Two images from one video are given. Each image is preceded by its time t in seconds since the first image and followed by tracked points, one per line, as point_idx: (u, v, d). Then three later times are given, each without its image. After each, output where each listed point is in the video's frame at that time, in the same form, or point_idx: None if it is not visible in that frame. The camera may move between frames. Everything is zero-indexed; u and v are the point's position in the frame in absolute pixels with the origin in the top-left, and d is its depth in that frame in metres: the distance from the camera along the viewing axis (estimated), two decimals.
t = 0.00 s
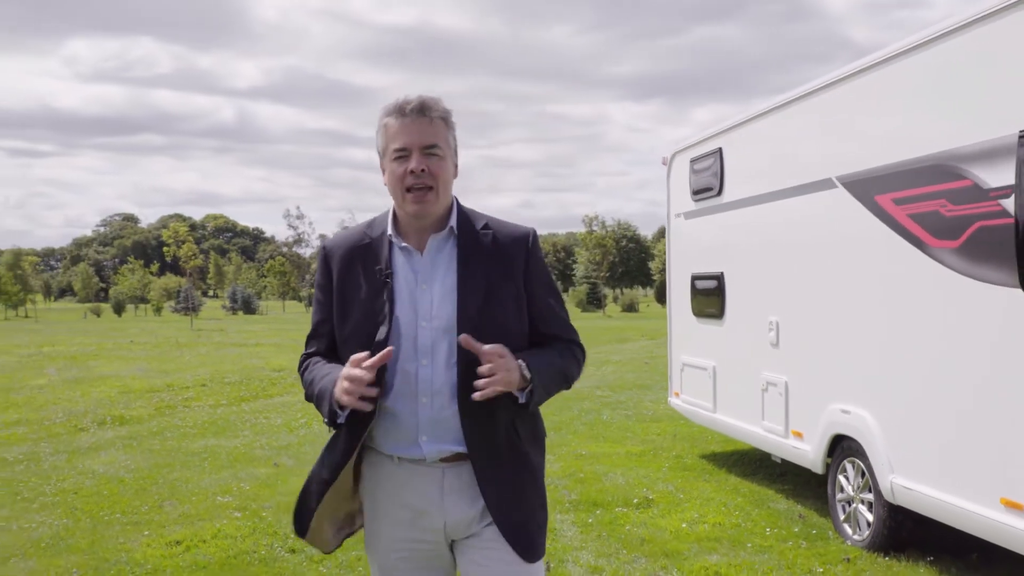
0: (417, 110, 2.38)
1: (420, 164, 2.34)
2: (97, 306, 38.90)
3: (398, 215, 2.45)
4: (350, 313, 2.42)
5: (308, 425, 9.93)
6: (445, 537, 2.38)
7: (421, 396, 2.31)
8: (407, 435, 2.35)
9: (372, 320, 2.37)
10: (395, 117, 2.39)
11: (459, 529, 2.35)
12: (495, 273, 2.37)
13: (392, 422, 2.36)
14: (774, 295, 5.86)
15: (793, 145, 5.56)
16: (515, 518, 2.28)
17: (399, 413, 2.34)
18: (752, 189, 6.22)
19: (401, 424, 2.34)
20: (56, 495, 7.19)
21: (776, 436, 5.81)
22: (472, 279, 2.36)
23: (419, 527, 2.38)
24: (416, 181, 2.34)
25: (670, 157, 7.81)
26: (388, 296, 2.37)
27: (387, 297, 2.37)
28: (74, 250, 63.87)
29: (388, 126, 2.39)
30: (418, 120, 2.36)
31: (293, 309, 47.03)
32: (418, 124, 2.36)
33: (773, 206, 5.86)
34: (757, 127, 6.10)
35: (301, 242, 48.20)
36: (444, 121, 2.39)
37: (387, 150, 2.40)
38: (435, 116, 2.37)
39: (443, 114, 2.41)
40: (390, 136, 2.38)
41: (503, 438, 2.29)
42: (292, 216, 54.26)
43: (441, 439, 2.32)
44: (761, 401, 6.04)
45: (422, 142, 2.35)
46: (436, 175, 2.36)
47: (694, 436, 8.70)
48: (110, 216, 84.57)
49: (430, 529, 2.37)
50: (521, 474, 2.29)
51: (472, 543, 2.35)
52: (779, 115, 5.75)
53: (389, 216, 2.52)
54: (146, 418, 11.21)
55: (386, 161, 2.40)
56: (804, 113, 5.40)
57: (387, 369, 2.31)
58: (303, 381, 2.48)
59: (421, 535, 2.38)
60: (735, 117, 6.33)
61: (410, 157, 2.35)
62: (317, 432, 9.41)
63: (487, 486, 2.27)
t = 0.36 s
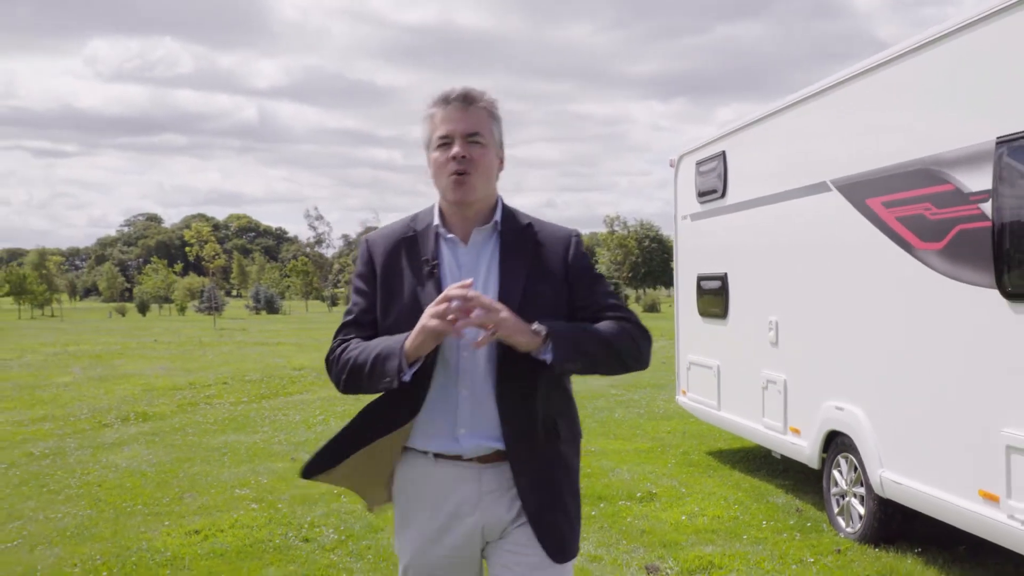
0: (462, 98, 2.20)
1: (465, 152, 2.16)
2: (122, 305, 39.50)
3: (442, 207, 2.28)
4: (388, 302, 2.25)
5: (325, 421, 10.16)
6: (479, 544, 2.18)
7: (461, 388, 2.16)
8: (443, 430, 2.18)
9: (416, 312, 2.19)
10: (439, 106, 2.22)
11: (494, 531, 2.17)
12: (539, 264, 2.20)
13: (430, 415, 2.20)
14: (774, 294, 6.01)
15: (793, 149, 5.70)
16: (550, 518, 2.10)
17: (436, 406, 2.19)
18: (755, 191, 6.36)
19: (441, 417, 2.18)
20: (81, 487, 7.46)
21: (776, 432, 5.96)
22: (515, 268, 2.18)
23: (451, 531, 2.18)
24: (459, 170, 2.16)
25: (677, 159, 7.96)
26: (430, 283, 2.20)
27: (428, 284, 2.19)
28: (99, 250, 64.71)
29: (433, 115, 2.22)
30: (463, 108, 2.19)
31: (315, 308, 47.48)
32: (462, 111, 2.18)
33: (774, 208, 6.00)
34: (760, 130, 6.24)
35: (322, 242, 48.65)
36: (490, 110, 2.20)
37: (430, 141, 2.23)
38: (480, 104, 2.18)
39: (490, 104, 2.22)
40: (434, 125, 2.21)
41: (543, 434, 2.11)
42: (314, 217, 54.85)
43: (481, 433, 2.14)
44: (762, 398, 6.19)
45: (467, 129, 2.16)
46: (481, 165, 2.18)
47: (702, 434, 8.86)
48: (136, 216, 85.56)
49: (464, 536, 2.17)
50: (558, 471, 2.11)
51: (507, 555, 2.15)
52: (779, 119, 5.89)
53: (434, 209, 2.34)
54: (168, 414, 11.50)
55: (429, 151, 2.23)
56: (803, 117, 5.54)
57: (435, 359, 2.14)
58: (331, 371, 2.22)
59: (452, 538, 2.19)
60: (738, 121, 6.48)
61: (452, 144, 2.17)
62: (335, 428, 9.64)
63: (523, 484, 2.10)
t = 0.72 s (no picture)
0: (495, 101, 2.22)
1: (506, 159, 2.19)
2: (144, 304, 40.01)
3: (492, 206, 2.30)
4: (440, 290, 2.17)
5: (339, 418, 10.41)
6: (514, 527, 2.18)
7: (518, 377, 2.15)
8: (496, 417, 2.15)
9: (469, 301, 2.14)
10: (474, 113, 2.24)
11: (533, 516, 2.19)
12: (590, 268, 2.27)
13: (482, 402, 2.15)
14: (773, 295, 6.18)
15: (790, 153, 5.88)
16: (580, 508, 2.22)
17: (490, 394, 2.15)
18: (756, 194, 6.53)
19: (495, 403, 2.14)
20: (104, 481, 7.72)
21: (775, 429, 6.13)
22: (570, 269, 2.23)
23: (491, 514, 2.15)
24: (505, 175, 2.19)
25: (684, 163, 8.13)
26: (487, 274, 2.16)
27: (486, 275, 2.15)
28: (122, 250, 65.49)
29: (469, 122, 2.24)
30: (497, 112, 2.20)
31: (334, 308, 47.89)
32: (497, 116, 2.20)
33: (773, 211, 6.17)
34: (760, 135, 6.41)
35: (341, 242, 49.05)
36: (526, 111, 2.22)
37: (471, 149, 2.25)
38: (514, 106, 2.20)
39: (523, 104, 2.24)
40: (472, 133, 2.23)
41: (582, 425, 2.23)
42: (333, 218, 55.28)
43: (533, 421, 2.17)
44: (762, 396, 6.36)
45: (506, 136, 2.18)
46: (525, 168, 2.21)
47: (708, 431, 9.04)
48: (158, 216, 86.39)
49: (506, 518, 2.16)
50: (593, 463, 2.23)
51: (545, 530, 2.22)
52: (778, 125, 6.07)
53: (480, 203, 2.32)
54: (189, 411, 11.78)
55: (471, 159, 2.25)
56: (800, 122, 5.72)
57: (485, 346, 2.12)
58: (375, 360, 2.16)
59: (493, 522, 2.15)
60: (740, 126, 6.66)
61: (494, 152, 2.19)
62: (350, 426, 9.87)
63: (568, 472, 2.19)
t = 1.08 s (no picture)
0: (535, 109, 2.25)
1: (538, 166, 2.24)
2: (162, 304, 40.48)
3: (513, 208, 2.35)
4: (464, 291, 2.20)
5: (352, 416, 10.65)
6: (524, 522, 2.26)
7: (538, 380, 2.23)
8: (516, 419, 2.22)
9: (493, 303, 2.18)
10: (512, 116, 2.26)
11: (541, 513, 2.29)
12: (605, 277, 2.38)
13: (503, 403, 2.21)
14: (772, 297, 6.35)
15: (788, 158, 6.05)
16: (581, 505, 2.34)
17: (511, 396, 2.21)
18: (756, 198, 6.70)
19: (515, 405, 2.21)
20: (124, 475, 7.98)
21: (773, 426, 6.30)
22: (588, 277, 2.33)
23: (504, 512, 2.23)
24: (536, 182, 2.25)
25: (689, 166, 8.30)
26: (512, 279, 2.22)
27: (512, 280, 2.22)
28: (140, 250, 66.14)
29: (506, 124, 2.26)
30: (536, 121, 2.24)
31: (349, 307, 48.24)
32: (536, 124, 2.24)
33: (772, 215, 6.34)
34: (761, 140, 6.58)
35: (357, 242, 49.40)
36: (564, 121, 2.27)
37: (504, 150, 2.29)
38: (555, 116, 2.24)
39: (561, 113, 2.28)
40: (507, 136, 2.26)
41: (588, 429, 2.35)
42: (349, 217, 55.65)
43: (548, 422, 2.25)
44: (761, 394, 6.53)
45: (541, 144, 2.22)
46: (554, 178, 2.27)
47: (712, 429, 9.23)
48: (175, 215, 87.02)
49: (517, 513, 2.25)
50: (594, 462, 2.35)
51: (548, 525, 2.33)
52: (778, 130, 6.24)
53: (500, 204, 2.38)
54: (206, 408, 12.04)
55: (502, 160, 2.29)
56: (798, 128, 5.88)
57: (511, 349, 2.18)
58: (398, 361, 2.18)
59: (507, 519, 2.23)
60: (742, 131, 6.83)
61: (528, 159, 2.24)
62: (364, 423, 10.10)
63: (576, 471, 2.30)
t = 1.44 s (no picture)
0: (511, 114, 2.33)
1: (516, 170, 2.33)
2: (177, 303, 40.87)
3: (489, 211, 2.44)
4: (446, 299, 2.31)
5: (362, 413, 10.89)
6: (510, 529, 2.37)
7: (522, 382, 2.32)
8: (503, 420, 2.32)
9: (475, 307, 2.29)
10: (489, 121, 2.34)
11: (528, 519, 2.39)
12: (580, 278, 2.49)
13: (489, 406, 2.31)
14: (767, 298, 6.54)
15: (781, 163, 6.25)
16: (566, 507, 2.43)
17: (497, 399, 2.31)
18: (751, 202, 6.90)
19: (500, 409, 2.31)
20: (140, 470, 8.23)
21: (768, 424, 6.49)
22: (565, 279, 2.44)
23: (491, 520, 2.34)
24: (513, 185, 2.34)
25: (690, 170, 8.51)
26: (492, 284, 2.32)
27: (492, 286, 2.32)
28: (154, 249, 66.67)
29: (484, 129, 2.34)
30: (514, 126, 2.32)
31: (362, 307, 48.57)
32: (514, 130, 2.32)
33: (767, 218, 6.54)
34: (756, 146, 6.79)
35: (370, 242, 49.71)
36: (538, 125, 2.35)
37: (481, 154, 2.36)
38: (531, 121, 2.32)
39: (535, 117, 2.37)
40: (485, 140, 2.34)
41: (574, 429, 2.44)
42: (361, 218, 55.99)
43: (533, 425, 2.36)
44: (756, 393, 6.72)
45: (518, 149, 2.31)
46: (530, 180, 2.36)
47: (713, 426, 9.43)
48: (189, 215, 87.67)
49: (504, 520, 2.36)
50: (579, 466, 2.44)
51: (536, 532, 2.43)
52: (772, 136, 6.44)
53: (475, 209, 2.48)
54: (219, 405, 12.31)
55: (479, 164, 2.37)
56: (790, 135, 6.08)
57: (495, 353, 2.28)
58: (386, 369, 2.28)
59: (493, 526, 2.34)
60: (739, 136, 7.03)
61: (506, 163, 2.32)
62: (373, 420, 10.33)
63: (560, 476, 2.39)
